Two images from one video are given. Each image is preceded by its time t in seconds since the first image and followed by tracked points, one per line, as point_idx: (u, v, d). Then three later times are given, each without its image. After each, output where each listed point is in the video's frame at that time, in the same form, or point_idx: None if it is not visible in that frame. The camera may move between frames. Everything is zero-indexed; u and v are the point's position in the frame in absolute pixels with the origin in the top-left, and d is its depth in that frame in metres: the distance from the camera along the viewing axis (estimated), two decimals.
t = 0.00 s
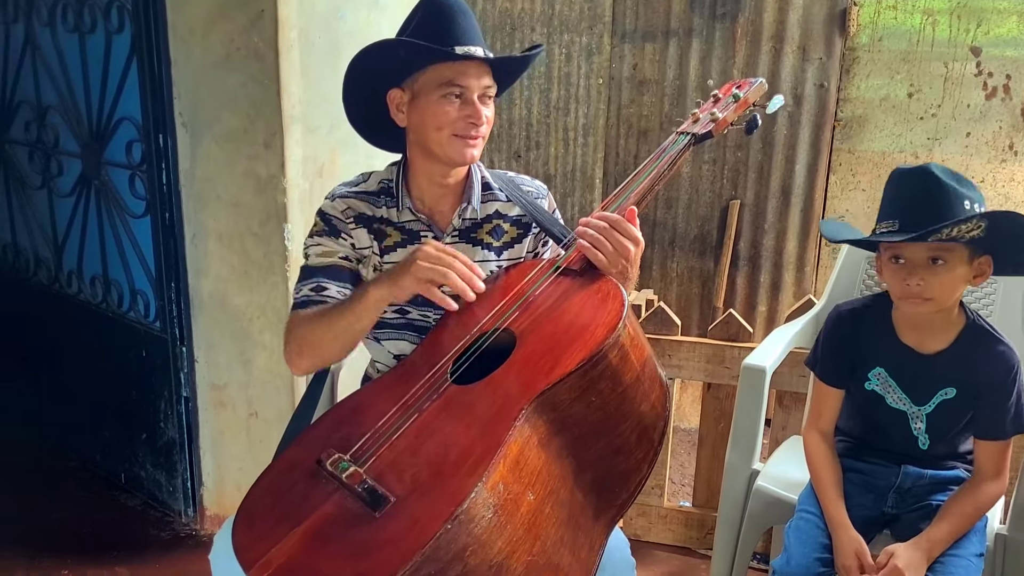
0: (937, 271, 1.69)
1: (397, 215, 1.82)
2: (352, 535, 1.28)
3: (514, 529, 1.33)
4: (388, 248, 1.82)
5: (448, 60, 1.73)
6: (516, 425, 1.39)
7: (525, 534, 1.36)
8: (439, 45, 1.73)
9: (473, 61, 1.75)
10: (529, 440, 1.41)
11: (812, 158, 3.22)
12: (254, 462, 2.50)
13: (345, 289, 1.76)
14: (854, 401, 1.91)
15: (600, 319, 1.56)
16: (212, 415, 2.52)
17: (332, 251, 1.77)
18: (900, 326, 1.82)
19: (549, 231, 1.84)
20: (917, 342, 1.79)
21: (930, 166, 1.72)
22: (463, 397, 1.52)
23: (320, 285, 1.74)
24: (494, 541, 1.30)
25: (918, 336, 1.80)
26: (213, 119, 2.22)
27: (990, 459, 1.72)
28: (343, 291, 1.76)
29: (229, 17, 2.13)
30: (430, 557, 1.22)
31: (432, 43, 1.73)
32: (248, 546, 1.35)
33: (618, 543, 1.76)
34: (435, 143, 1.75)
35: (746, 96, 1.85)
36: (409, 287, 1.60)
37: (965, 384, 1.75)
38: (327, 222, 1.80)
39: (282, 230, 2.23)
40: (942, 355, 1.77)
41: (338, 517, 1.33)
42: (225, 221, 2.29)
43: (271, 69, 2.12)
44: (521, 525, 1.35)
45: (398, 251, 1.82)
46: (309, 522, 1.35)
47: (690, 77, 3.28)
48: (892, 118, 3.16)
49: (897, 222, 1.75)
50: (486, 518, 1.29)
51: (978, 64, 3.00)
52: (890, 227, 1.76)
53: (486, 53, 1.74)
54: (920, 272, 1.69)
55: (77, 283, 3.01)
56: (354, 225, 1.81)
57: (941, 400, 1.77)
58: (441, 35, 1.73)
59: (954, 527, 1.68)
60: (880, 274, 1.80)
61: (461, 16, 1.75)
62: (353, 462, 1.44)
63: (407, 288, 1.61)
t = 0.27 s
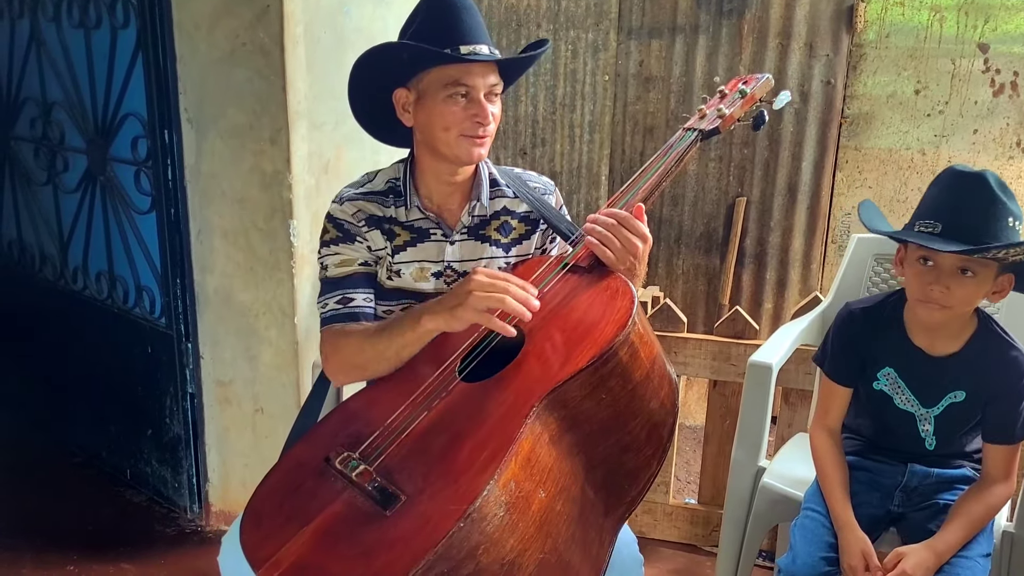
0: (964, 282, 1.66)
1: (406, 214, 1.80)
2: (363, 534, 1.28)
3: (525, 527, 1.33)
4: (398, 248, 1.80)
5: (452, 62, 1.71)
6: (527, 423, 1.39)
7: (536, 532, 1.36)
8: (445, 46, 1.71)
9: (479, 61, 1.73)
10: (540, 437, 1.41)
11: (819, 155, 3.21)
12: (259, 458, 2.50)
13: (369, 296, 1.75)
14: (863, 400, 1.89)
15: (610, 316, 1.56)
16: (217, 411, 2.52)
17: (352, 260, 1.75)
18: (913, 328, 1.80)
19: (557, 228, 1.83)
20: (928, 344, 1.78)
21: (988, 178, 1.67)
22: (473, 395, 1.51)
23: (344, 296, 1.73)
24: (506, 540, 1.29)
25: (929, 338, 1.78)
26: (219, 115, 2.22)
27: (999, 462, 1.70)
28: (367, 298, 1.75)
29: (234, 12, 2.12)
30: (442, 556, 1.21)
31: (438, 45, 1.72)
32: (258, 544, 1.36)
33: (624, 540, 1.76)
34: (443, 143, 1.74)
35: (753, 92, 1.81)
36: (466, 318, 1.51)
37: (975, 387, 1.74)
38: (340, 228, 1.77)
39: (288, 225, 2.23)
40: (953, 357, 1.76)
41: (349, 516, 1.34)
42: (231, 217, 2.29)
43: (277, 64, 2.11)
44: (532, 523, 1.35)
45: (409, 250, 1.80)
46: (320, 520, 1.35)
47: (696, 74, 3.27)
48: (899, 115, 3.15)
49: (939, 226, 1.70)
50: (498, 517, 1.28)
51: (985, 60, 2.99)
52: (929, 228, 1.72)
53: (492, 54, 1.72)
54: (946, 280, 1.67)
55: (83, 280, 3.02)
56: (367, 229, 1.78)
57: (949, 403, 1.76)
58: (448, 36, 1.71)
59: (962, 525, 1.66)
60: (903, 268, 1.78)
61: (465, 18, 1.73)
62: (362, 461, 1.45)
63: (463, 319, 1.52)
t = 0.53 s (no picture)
0: (957, 280, 1.63)
1: (408, 213, 1.80)
2: (362, 533, 1.28)
3: (524, 529, 1.33)
4: (400, 247, 1.80)
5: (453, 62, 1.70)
6: (527, 423, 1.38)
7: (536, 533, 1.35)
8: (446, 47, 1.70)
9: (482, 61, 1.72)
10: (540, 438, 1.40)
11: (822, 152, 3.21)
12: (260, 457, 2.50)
13: (373, 297, 1.76)
14: (861, 397, 1.86)
15: (611, 315, 1.55)
16: (219, 409, 2.52)
17: (354, 261, 1.76)
18: (907, 324, 1.76)
19: (559, 226, 1.82)
20: (923, 341, 1.74)
21: (997, 179, 1.65)
22: (473, 395, 1.51)
23: (348, 298, 1.74)
24: (505, 541, 1.29)
25: (924, 336, 1.75)
26: (220, 112, 2.21)
27: (999, 459, 1.68)
28: (371, 298, 1.76)
29: (235, 8, 2.12)
30: (441, 557, 1.21)
31: (439, 46, 1.70)
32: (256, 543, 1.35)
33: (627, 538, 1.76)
34: (445, 143, 1.73)
35: (757, 91, 1.79)
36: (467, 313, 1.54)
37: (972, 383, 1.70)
38: (341, 228, 1.77)
39: (289, 222, 2.23)
40: (947, 355, 1.73)
41: (348, 515, 1.34)
42: (232, 214, 2.28)
43: (278, 60, 2.11)
44: (531, 524, 1.34)
45: (411, 249, 1.80)
46: (319, 519, 1.35)
47: (699, 71, 3.26)
48: (901, 112, 3.14)
49: (941, 220, 1.67)
50: (497, 518, 1.28)
51: (988, 58, 2.98)
52: (931, 222, 1.69)
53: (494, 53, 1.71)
54: (940, 276, 1.64)
55: (84, 277, 3.01)
56: (368, 228, 1.78)
57: (946, 399, 1.73)
58: (449, 36, 1.70)
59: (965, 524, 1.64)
60: (898, 258, 1.75)
61: (467, 18, 1.72)
62: (361, 460, 1.45)
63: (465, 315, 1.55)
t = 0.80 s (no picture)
0: (938, 270, 1.61)
1: (407, 212, 1.78)
2: (362, 538, 1.28)
3: (526, 531, 1.32)
4: (400, 247, 1.78)
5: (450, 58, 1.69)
6: (527, 425, 1.38)
7: (537, 535, 1.35)
8: (444, 43, 1.69)
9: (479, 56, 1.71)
10: (540, 440, 1.40)
11: (824, 149, 3.20)
12: (261, 455, 2.49)
13: (370, 301, 1.76)
14: (858, 393, 1.83)
15: (611, 315, 1.53)
16: (219, 407, 2.51)
17: (351, 265, 1.75)
18: (897, 318, 1.74)
19: (559, 224, 1.82)
20: (914, 334, 1.72)
21: (979, 169, 1.62)
22: (473, 398, 1.51)
23: (344, 303, 1.74)
24: (507, 544, 1.29)
25: (914, 327, 1.72)
26: (220, 109, 2.21)
27: (996, 449, 1.65)
28: (368, 303, 1.76)
29: (235, 4, 2.11)
30: (442, 561, 1.21)
31: (436, 42, 1.69)
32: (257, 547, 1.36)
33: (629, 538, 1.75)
34: (445, 141, 1.72)
35: (758, 84, 1.79)
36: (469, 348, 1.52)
37: (965, 373, 1.67)
38: (339, 230, 1.76)
39: (290, 219, 2.22)
40: (936, 347, 1.70)
41: (348, 519, 1.34)
42: (233, 211, 2.28)
43: (279, 56, 2.10)
44: (532, 527, 1.34)
45: (411, 249, 1.79)
46: (319, 522, 1.36)
47: (702, 67, 3.25)
48: (904, 109, 3.13)
49: (922, 211, 1.66)
50: (498, 521, 1.28)
51: (992, 54, 2.96)
52: (913, 212, 1.67)
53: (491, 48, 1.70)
54: (922, 265, 1.62)
55: (84, 274, 3.00)
56: (366, 229, 1.76)
57: (940, 391, 1.70)
58: (446, 32, 1.69)
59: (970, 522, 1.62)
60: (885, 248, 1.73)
61: (462, 14, 1.71)
62: (361, 463, 1.45)
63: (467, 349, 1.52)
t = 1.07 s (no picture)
0: (918, 260, 1.60)
1: (404, 211, 1.78)
2: (359, 544, 1.29)
3: (524, 537, 1.32)
4: (397, 247, 1.77)
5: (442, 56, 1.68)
6: (526, 430, 1.37)
7: (536, 540, 1.35)
8: (436, 40, 1.69)
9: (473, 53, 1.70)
10: (539, 444, 1.39)
11: (824, 146, 3.19)
12: (259, 454, 2.48)
13: (369, 302, 1.76)
14: (856, 390, 1.82)
15: (610, 317, 1.52)
16: (217, 405, 2.50)
17: (349, 266, 1.76)
18: (891, 314, 1.73)
19: (557, 223, 1.80)
20: (908, 329, 1.71)
21: (935, 154, 1.63)
22: (471, 402, 1.50)
23: (342, 304, 1.75)
24: (506, 551, 1.28)
25: (908, 323, 1.71)
26: (217, 106, 2.19)
27: (992, 443, 1.64)
28: (367, 303, 1.76)
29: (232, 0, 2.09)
30: (439, 569, 1.22)
31: (427, 40, 1.69)
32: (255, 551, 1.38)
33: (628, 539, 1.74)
34: (440, 138, 1.71)
35: (758, 81, 1.79)
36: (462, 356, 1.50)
37: (962, 367, 1.66)
38: (336, 230, 1.77)
39: (287, 217, 2.20)
40: (933, 342, 1.69)
41: (346, 524, 1.35)
42: (230, 209, 2.26)
43: (276, 53, 2.08)
44: (532, 532, 1.34)
45: (408, 249, 1.77)
46: (317, 527, 1.37)
47: (701, 64, 3.24)
48: (904, 107, 3.12)
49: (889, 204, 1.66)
50: (496, 528, 1.27)
51: (992, 52, 2.95)
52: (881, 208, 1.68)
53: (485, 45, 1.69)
54: (900, 257, 1.62)
55: (81, 272, 2.99)
56: (362, 229, 1.77)
57: (936, 385, 1.68)
58: (438, 28, 1.69)
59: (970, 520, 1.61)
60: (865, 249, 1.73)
61: (456, 12, 1.70)
62: (359, 467, 1.45)
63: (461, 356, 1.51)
